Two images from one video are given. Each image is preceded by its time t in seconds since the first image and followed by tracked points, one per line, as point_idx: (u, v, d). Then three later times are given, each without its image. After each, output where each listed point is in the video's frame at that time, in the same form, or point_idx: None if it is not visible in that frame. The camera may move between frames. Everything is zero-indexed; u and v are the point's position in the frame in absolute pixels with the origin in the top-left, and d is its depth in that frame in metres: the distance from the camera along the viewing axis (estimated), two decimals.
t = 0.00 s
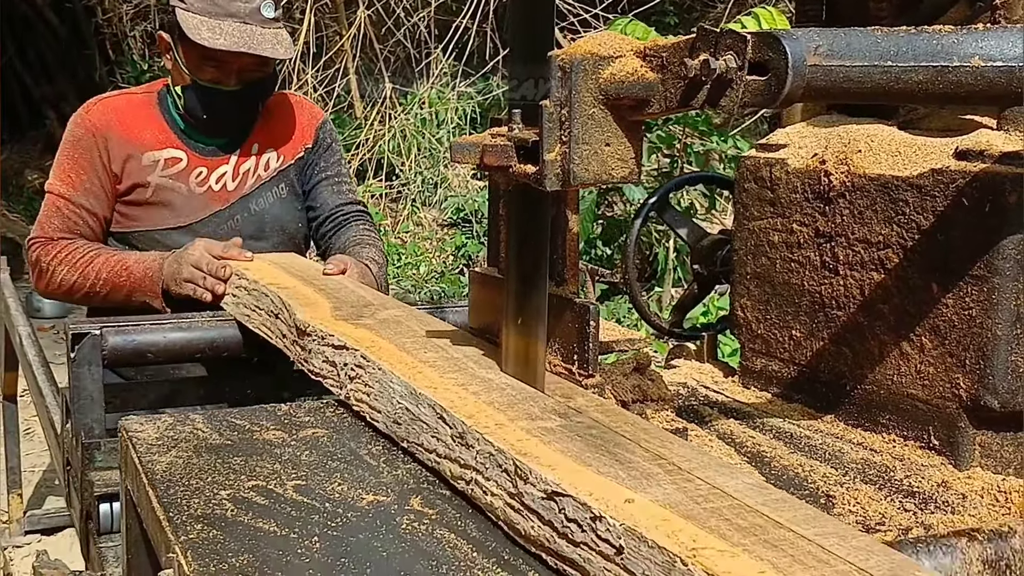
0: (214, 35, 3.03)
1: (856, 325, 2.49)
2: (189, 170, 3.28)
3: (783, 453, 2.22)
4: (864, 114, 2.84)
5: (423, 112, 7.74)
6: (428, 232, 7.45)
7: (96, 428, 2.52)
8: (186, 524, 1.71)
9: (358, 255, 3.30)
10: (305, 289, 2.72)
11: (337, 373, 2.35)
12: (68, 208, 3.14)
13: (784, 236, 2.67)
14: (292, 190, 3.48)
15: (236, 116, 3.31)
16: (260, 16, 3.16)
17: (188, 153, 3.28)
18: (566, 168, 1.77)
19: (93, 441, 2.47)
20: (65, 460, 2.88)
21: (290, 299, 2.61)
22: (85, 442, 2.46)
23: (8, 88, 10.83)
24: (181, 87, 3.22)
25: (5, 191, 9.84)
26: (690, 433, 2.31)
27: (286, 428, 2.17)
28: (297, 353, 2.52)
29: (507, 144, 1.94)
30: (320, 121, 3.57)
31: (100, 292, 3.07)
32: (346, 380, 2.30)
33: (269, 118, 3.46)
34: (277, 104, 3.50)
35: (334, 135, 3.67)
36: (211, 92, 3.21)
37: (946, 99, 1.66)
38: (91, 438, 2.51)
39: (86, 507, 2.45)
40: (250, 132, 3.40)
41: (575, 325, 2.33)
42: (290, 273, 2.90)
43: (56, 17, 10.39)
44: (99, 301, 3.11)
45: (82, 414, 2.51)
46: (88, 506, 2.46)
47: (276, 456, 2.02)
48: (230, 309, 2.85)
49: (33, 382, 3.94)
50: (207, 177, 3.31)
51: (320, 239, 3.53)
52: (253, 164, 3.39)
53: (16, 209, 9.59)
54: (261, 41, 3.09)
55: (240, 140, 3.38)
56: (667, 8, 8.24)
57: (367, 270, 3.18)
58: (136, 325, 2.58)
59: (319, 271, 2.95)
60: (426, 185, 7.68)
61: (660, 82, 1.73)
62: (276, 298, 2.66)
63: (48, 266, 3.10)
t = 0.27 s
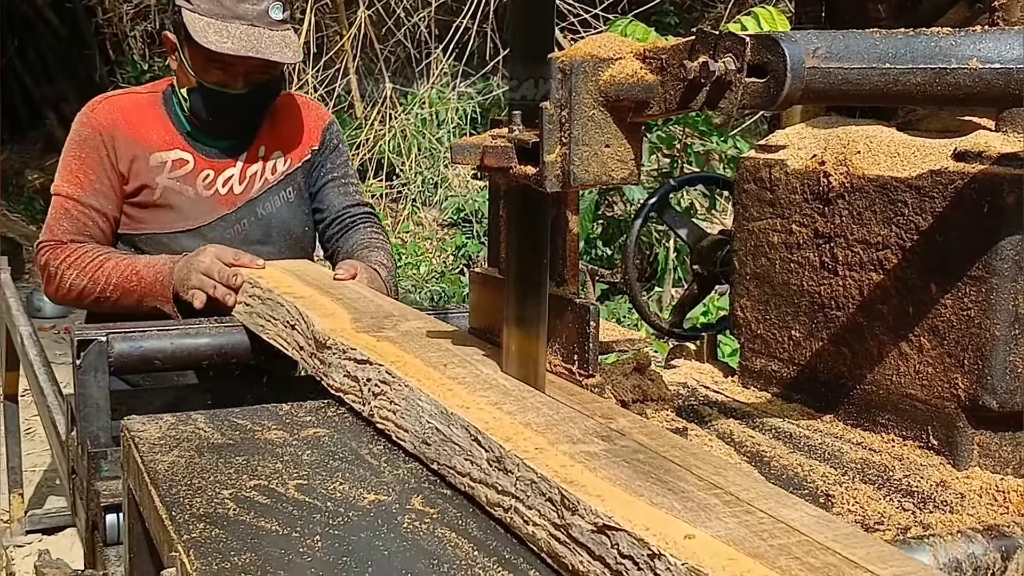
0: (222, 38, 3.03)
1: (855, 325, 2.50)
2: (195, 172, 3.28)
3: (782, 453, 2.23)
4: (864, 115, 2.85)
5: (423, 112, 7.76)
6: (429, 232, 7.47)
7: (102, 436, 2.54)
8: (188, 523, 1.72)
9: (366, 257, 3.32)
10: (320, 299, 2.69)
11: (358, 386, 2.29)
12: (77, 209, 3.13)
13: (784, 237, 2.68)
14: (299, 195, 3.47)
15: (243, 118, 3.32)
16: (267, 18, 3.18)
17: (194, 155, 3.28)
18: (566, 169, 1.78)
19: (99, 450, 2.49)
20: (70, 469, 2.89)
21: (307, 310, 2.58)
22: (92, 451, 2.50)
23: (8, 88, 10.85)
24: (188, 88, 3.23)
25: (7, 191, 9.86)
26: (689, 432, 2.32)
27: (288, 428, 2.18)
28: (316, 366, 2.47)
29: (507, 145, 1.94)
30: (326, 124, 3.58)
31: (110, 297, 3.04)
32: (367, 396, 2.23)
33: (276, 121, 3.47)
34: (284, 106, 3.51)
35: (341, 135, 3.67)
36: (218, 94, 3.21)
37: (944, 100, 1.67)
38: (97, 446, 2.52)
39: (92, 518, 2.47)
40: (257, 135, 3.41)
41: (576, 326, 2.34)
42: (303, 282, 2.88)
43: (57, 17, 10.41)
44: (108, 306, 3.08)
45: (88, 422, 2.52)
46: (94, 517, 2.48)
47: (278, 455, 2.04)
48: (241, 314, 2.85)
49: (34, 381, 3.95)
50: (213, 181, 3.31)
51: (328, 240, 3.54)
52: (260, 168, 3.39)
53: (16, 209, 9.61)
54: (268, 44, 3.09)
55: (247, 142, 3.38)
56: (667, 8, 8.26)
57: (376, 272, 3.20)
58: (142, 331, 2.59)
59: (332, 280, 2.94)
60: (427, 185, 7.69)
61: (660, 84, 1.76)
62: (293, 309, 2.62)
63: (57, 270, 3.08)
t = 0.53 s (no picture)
0: (228, 39, 3.03)
1: (855, 322, 2.52)
2: (200, 171, 3.29)
3: (783, 449, 2.24)
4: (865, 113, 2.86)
5: (424, 110, 7.79)
6: (429, 230, 7.49)
7: (110, 440, 2.57)
8: (194, 517, 1.74)
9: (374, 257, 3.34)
10: (338, 306, 2.63)
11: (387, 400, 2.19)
12: (86, 207, 3.12)
13: (785, 234, 2.69)
14: (303, 194, 3.49)
15: (248, 117, 3.32)
16: (274, 17, 3.17)
17: (199, 153, 3.29)
18: (569, 167, 1.79)
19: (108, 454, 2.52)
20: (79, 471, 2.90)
21: (329, 317, 2.51)
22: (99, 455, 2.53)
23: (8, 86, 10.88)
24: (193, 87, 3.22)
25: (7, 189, 9.87)
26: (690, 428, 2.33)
27: (291, 424, 2.20)
28: (338, 377, 2.38)
29: (510, 142, 1.96)
30: (330, 122, 3.60)
31: (121, 299, 3.01)
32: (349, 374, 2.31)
33: (280, 119, 3.48)
34: (288, 104, 3.52)
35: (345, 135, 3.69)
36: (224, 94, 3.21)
37: (945, 98, 1.68)
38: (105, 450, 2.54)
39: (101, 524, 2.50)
40: (262, 133, 3.42)
41: (579, 322, 2.35)
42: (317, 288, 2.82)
43: (57, 16, 10.43)
44: (118, 308, 3.05)
45: (95, 424, 2.54)
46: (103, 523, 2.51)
47: (282, 451, 2.05)
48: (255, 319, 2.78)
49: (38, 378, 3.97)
50: (218, 180, 3.32)
51: (333, 240, 3.56)
52: (264, 167, 3.40)
53: (17, 207, 9.63)
54: (275, 43, 3.09)
55: (251, 141, 3.39)
56: (667, 7, 8.27)
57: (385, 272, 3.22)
58: (150, 333, 2.57)
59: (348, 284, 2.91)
60: (427, 183, 7.71)
61: (662, 82, 1.74)
62: (313, 317, 2.55)
63: (67, 270, 3.05)
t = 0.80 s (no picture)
0: (240, 42, 3.05)
1: (856, 321, 2.53)
2: (207, 172, 3.30)
3: (785, 447, 2.25)
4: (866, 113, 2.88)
5: (422, 110, 7.83)
6: (428, 230, 7.51)
7: (118, 446, 2.51)
8: (202, 514, 1.75)
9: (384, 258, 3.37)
10: (361, 314, 2.58)
11: (415, 415, 2.11)
12: (98, 204, 3.10)
13: (786, 233, 2.71)
14: (310, 199, 3.51)
15: (255, 119, 3.33)
16: (285, 18, 3.18)
17: (207, 155, 3.30)
18: (573, 166, 1.81)
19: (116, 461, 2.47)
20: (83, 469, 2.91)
21: (352, 326, 2.47)
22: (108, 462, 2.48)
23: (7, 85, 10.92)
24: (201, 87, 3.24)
25: (6, 189, 9.89)
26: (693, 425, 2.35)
27: (296, 422, 2.22)
28: (364, 390, 2.31)
29: (514, 142, 1.97)
30: (336, 125, 3.62)
31: (135, 301, 2.99)
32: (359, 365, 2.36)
33: (288, 121, 3.49)
34: (297, 105, 3.53)
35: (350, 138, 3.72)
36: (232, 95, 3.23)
37: (946, 98, 1.70)
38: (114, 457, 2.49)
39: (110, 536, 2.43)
40: (269, 135, 3.42)
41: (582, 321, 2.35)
42: (338, 295, 2.78)
43: (56, 15, 10.45)
44: (131, 309, 3.02)
45: (104, 430, 2.49)
46: (111, 534, 2.46)
47: (288, 448, 2.07)
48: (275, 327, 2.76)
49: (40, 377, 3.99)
50: (225, 181, 3.32)
51: (340, 243, 3.58)
52: (271, 170, 3.41)
53: (16, 207, 9.65)
54: (286, 47, 3.11)
55: (259, 143, 3.40)
56: (665, 7, 8.30)
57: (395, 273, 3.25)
58: (158, 339, 2.61)
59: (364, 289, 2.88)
60: (426, 183, 7.73)
61: (666, 82, 1.75)
62: (336, 326, 2.50)
63: (81, 269, 3.01)
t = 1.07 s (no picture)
0: (256, 47, 3.06)
1: (857, 321, 2.55)
2: (220, 178, 3.30)
3: (786, 446, 2.27)
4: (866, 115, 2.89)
5: (422, 110, 7.86)
6: (428, 231, 7.53)
7: (127, 454, 2.59)
8: (210, 512, 1.77)
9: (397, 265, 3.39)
10: (381, 324, 2.59)
11: (448, 433, 2.03)
12: (114, 204, 3.10)
13: (788, 234, 2.72)
14: (320, 208, 3.52)
15: (267, 125, 3.35)
16: (301, 24, 3.19)
17: (219, 160, 3.30)
18: (578, 168, 1.83)
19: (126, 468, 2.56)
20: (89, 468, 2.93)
21: (376, 338, 2.45)
22: (119, 471, 2.58)
23: (7, 86, 11.00)
24: (213, 91, 3.25)
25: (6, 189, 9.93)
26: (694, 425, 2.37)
27: (301, 422, 2.24)
28: (391, 406, 2.24)
29: (519, 144, 1.99)
30: (348, 132, 3.63)
31: (148, 303, 3.00)
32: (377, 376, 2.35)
33: (300, 128, 3.50)
34: (309, 112, 3.54)
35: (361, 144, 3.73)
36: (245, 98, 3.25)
37: (948, 100, 1.71)
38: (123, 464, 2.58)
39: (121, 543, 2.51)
40: (281, 142, 3.43)
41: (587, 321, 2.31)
42: (357, 304, 2.80)
43: (55, 16, 10.48)
44: (144, 311, 3.03)
45: (113, 438, 2.58)
46: (122, 540, 2.54)
47: (294, 448, 2.08)
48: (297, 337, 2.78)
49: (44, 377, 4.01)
50: (237, 188, 3.33)
51: (352, 250, 3.61)
52: (283, 177, 3.42)
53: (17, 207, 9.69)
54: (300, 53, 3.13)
55: (271, 150, 3.40)
56: (665, 8, 8.31)
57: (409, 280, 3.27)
58: (169, 346, 2.68)
59: (380, 295, 2.92)
60: (426, 183, 7.75)
61: (669, 84, 1.78)
62: (358, 336, 2.50)
63: (95, 269, 3.02)
